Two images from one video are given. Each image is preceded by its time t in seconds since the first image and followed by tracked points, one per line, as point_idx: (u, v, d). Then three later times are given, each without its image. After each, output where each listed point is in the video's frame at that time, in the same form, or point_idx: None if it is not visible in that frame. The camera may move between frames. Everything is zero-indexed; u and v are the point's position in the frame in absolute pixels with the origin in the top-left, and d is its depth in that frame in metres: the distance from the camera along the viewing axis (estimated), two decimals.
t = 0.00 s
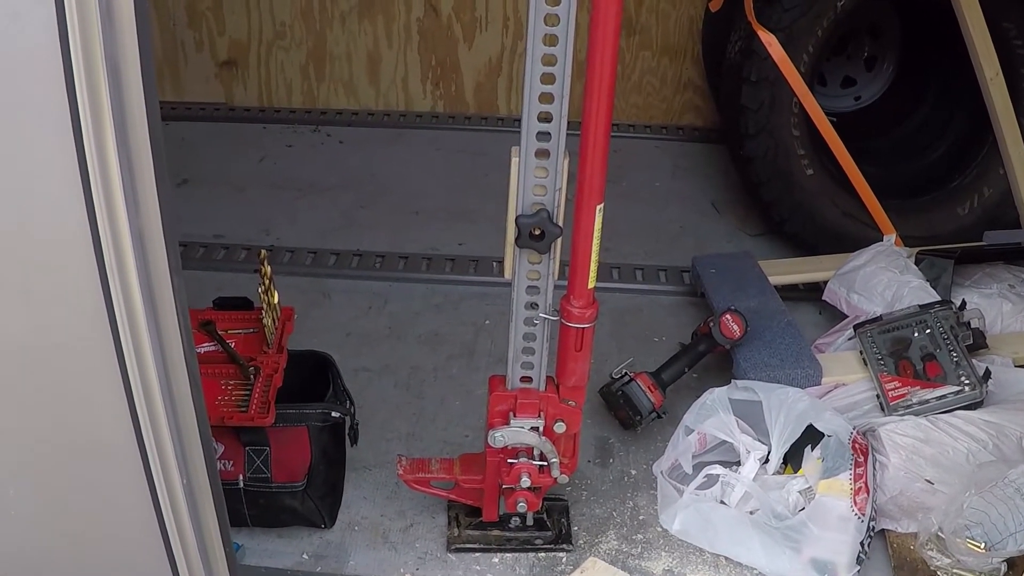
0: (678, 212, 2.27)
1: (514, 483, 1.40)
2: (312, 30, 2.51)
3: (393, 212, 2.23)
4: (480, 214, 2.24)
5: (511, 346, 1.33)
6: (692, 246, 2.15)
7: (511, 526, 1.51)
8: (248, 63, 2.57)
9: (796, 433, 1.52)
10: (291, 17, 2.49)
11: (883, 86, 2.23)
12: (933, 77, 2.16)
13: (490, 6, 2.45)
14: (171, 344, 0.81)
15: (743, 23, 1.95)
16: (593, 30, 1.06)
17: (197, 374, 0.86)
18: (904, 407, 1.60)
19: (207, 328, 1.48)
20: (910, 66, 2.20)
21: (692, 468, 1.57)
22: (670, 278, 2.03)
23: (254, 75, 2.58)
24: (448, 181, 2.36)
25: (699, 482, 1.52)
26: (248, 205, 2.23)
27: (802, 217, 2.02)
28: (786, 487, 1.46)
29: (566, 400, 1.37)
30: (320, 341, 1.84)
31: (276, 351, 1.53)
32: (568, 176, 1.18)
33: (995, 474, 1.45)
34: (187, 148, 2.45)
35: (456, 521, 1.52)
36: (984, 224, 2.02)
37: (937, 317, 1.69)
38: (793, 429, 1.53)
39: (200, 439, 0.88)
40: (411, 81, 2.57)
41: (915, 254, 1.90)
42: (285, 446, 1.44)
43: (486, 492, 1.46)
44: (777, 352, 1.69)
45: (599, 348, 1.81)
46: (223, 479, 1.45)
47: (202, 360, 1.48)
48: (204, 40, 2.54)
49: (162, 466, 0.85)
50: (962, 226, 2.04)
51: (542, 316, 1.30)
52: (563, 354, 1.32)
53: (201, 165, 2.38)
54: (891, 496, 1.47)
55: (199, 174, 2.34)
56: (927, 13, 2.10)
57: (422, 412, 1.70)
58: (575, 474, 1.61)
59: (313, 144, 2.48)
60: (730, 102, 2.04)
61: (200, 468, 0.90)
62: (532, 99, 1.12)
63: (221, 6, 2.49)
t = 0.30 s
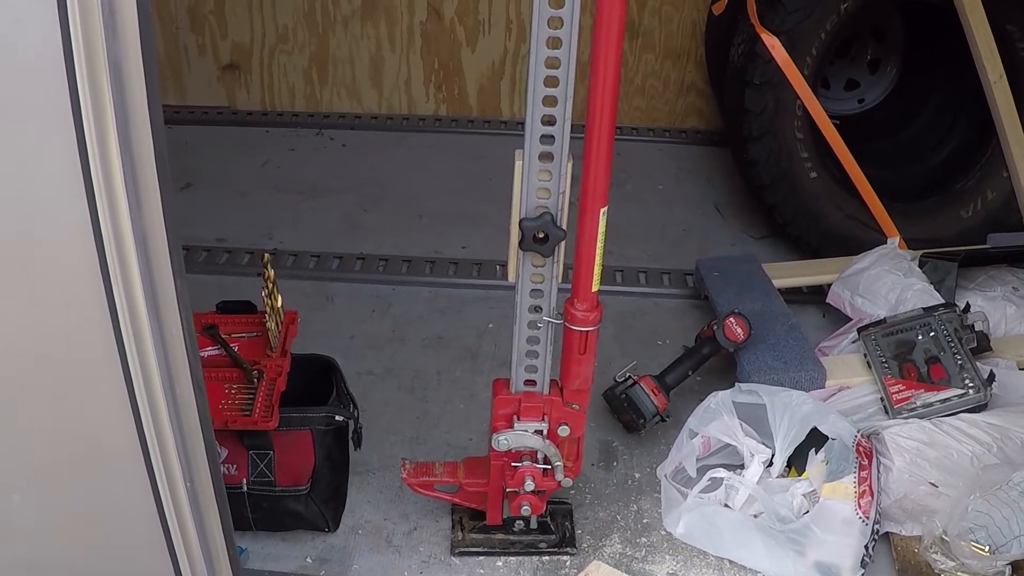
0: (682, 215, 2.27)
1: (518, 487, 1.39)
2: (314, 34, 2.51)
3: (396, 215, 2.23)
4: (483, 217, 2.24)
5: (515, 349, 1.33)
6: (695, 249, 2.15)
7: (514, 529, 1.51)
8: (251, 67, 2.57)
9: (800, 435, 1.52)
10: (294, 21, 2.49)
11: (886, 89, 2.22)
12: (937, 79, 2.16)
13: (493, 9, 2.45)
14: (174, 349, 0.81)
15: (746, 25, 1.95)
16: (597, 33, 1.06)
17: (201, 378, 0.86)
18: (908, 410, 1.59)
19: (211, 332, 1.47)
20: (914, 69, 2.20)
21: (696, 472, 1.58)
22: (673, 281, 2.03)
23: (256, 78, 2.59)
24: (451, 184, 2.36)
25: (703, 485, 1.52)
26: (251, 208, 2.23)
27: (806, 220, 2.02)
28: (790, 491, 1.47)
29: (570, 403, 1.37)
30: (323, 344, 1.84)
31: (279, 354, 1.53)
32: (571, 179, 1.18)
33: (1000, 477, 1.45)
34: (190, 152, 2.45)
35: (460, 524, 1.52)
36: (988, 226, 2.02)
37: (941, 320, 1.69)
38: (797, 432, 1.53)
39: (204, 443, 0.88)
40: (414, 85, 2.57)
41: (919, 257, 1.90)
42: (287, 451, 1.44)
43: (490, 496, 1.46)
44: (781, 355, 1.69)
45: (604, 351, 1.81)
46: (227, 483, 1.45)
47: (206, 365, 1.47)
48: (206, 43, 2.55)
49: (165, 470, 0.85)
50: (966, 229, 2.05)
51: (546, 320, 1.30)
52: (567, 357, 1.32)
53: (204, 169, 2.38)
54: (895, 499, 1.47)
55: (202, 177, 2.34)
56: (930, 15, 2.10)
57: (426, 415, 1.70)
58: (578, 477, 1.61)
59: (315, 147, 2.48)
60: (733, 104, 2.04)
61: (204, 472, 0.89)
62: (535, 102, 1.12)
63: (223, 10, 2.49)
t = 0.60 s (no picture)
0: (684, 215, 2.27)
1: (521, 488, 1.39)
2: (316, 35, 2.51)
3: (398, 216, 2.23)
4: (485, 218, 2.24)
5: (518, 350, 1.33)
6: (698, 249, 2.15)
7: (517, 530, 1.50)
8: (252, 68, 2.57)
9: (804, 435, 1.52)
10: (295, 22, 2.49)
11: (888, 90, 2.22)
12: (939, 80, 2.16)
13: (495, 10, 2.45)
14: (176, 348, 0.80)
15: (748, 25, 1.95)
16: (599, 33, 1.06)
17: (203, 378, 0.86)
18: (911, 410, 1.59)
19: (212, 333, 1.47)
20: (915, 69, 2.20)
21: (699, 472, 1.57)
22: (675, 282, 2.03)
23: (257, 80, 2.59)
24: (454, 184, 2.36)
25: (706, 485, 1.52)
26: (253, 209, 2.23)
27: (809, 220, 2.02)
28: (793, 490, 1.46)
29: (573, 404, 1.36)
30: (325, 345, 1.84)
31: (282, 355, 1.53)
32: (574, 179, 1.18)
33: (1003, 478, 1.45)
34: (192, 153, 2.45)
35: (463, 525, 1.52)
36: (990, 226, 2.02)
37: (944, 320, 1.69)
38: (800, 433, 1.52)
39: (206, 443, 0.88)
40: (416, 86, 2.57)
41: (922, 257, 1.90)
42: (290, 451, 1.44)
43: (492, 496, 1.46)
44: (783, 355, 1.68)
45: (606, 352, 1.81)
46: (230, 484, 1.45)
47: (209, 366, 1.48)
48: (208, 45, 2.55)
49: (167, 470, 0.85)
50: (969, 229, 2.05)
51: (548, 320, 1.30)
52: (570, 358, 1.32)
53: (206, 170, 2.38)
54: (898, 500, 1.47)
55: (204, 179, 2.34)
56: (932, 15, 2.11)
57: (428, 416, 1.70)
58: (581, 478, 1.61)
59: (317, 148, 2.48)
60: (735, 104, 2.04)
61: (206, 471, 0.89)
62: (537, 101, 1.12)
63: (225, 11, 2.50)
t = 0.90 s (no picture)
0: (683, 213, 2.27)
1: (520, 486, 1.39)
2: (315, 34, 2.51)
3: (397, 215, 2.23)
4: (485, 216, 2.24)
5: (518, 348, 1.33)
6: (697, 247, 2.15)
7: (516, 528, 1.50)
8: (251, 67, 2.57)
9: (803, 433, 1.52)
10: (294, 21, 2.49)
11: (887, 89, 2.22)
12: (938, 78, 2.16)
13: (494, 8, 2.45)
14: (175, 349, 0.80)
15: (747, 23, 1.95)
16: (598, 33, 1.05)
17: (202, 378, 0.85)
18: (910, 408, 1.59)
19: (212, 332, 1.47)
20: (915, 67, 2.20)
21: (698, 470, 1.57)
22: (675, 280, 2.03)
23: (256, 78, 2.59)
24: (454, 182, 2.36)
25: (705, 483, 1.52)
26: (252, 208, 2.23)
27: (808, 218, 2.02)
28: (793, 488, 1.46)
29: (572, 402, 1.36)
30: (324, 344, 1.84)
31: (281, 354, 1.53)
32: (572, 178, 1.17)
33: (1002, 476, 1.45)
34: (191, 152, 2.45)
35: (463, 523, 1.52)
36: (989, 224, 2.02)
37: (943, 318, 1.69)
38: (800, 430, 1.52)
39: (205, 443, 0.88)
40: (415, 84, 2.57)
41: (921, 255, 1.90)
42: (290, 450, 1.44)
43: (492, 495, 1.46)
44: (783, 353, 1.68)
45: (605, 350, 1.81)
46: (229, 484, 1.45)
47: (208, 365, 1.48)
48: (207, 44, 2.55)
49: (166, 471, 0.85)
50: (968, 227, 2.05)
51: (547, 319, 1.30)
52: (569, 356, 1.32)
53: (205, 169, 2.38)
54: (898, 498, 1.47)
55: (203, 178, 2.34)
56: (931, 13, 2.11)
57: (428, 414, 1.70)
58: (581, 476, 1.61)
59: (317, 147, 2.48)
60: (734, 103, 2.04)
61: (205, 471, 0.89)
62: (536, 100, 1.12)
63: (224, 10, 2.49)
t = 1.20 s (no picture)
0: (681, 211, 2.27)
1: (518, 486, 1.38)
2: (312, 31, 2.51)
3: (395, 213, 2.23)
4: (483, 214, 2.24)
5: (515, 348, 1.33)
6: (695, 245, 2.14)
7: (515, 528, 1.50)
8: (248, 65, 2.57)
9: (801, 432, 1.51)
10: (291, 19, 2.49)
11: (885, 87, 2.23)
12: (936, 76, 2.16)
13: (491, 7, 2.45)
14: (172, 349, 0.80)
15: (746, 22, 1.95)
16: (596, 33, 1.05)
17: (198, 378, 0.85)
18: (908, 407, 1.59)
19: (209, 332, 1.47)
20: (913, 65, 2.20)
21: (697, 469, 1.57)
22: (673, 278, 2.03)
23: (254, 77, 2.58)
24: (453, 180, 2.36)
25: (703, 482, 1.51)
26: (250, 207, 2.22)
27: (806, 216, 2.02)
28: (791, 488, 1.46)
29: (570, 401, 1.36)
30: (321, 343, 1.83)
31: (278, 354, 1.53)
32: (570, 177, 1.17)
33: (1000, 475, 1.45)
34: (188, 151, 2.44)
35: (461, 523, 1.52)
36: (987, 223, 2.02)
37: (942, 317, 1.69)
38: (798, 429, 1.52)
39: (201, 444, 0.88)
40: (413, 82, 2.57)
41: (919, 253, 1.90)
42: (288, 450, 1.44)
43: (491, 494, 1.45)
44: (781, 352, 1.68)
45: (603, 349, 1.81)
46: (227, 484, 1.44)
47: (205, 365, 1.47)
48: (204, 42, 2.54)
49: (164, 471, 0.85)
50: (966, 225, 2.05)
51: (545, 318, 1.29)
52: (567, 355, 1.31)
53: (202, 168, 2.37)
54: (896, 497, 1.47)
55: (200, 176, 2.34)
56: (928, 11, 2.11)
57: (425, 413, 1.70)
58: (579, 475, 1.61)
59: (314, 145, 2.48)
60: (732, 101, 2.04)
61: (202, 472, 0.89)
62: (534, 99, 1.11)
63: (221, 8, 2.49)
